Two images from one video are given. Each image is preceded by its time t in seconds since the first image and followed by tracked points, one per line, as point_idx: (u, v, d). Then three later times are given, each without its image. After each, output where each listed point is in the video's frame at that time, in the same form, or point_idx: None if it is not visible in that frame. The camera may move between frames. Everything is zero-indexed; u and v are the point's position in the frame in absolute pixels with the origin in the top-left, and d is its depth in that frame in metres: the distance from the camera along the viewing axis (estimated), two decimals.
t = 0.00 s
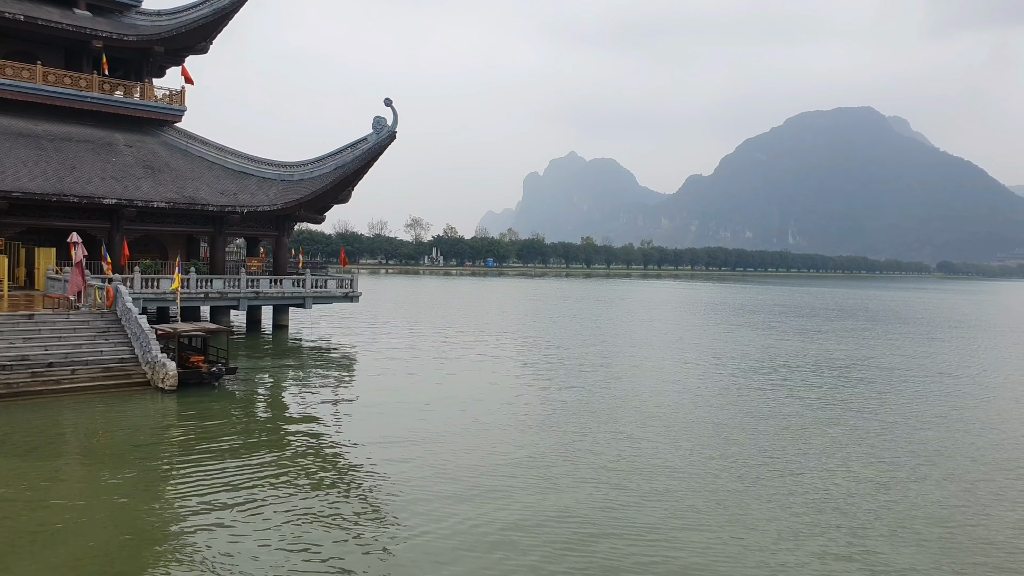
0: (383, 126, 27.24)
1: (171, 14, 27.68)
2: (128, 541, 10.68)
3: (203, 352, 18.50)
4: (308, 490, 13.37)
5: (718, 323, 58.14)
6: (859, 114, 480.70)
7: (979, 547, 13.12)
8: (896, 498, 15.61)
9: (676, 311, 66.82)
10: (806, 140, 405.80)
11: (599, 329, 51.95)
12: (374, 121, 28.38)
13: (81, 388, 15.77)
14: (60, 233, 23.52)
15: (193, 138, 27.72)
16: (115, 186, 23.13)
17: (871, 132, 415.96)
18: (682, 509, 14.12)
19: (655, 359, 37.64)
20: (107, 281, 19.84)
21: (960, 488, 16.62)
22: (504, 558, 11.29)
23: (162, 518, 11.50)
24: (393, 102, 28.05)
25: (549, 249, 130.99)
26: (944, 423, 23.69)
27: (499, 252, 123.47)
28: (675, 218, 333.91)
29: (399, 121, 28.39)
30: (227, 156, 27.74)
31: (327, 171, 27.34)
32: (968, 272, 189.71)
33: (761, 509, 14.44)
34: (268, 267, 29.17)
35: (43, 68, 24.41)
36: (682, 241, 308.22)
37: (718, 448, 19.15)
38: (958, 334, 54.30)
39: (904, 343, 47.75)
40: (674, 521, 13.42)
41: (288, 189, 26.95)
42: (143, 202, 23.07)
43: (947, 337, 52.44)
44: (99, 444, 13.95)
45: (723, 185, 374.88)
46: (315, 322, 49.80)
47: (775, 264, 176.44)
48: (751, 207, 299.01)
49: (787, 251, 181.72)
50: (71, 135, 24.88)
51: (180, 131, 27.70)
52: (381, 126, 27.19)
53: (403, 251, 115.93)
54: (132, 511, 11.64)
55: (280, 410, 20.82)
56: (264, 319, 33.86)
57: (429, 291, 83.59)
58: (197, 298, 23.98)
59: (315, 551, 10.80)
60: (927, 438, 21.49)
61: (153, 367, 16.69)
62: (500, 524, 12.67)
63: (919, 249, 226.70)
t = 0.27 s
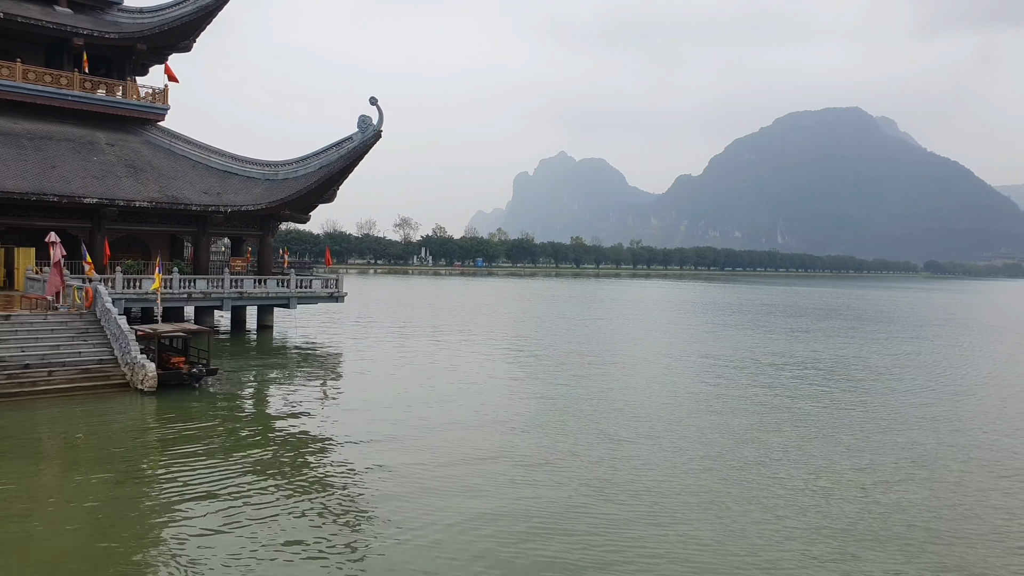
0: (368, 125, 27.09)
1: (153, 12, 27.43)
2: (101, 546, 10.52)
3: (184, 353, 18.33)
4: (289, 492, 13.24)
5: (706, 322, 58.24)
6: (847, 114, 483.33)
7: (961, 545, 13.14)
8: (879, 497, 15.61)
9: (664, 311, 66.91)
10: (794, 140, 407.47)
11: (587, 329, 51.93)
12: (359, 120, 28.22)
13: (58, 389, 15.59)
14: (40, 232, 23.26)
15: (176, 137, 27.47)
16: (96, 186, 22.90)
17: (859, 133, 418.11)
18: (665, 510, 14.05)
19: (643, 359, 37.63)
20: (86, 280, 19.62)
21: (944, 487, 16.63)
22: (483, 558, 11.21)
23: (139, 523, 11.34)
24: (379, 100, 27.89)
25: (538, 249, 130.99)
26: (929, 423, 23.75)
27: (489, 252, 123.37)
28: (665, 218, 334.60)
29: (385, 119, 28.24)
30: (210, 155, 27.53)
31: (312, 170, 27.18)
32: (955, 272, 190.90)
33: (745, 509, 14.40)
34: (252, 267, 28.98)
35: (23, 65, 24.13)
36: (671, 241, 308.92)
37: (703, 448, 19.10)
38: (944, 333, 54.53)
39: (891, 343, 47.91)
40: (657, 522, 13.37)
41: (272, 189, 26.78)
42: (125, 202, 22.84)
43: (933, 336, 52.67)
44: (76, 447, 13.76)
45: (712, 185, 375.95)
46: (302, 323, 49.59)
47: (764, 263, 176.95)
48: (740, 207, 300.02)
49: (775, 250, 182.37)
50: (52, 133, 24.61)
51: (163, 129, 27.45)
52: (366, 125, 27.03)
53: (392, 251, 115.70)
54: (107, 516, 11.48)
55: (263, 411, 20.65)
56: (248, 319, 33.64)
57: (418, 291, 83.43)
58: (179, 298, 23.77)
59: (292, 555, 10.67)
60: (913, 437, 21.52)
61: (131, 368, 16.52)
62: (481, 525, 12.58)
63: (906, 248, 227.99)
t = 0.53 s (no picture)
0: (353, 124, 26.91)
1: (136, 9, 27.16)
2: (74, 552, 10.35)
3: (164, 354, 18.17)
4: (269, 495, 13.09)
5: (693, 322, 58.32)
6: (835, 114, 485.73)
7: (944, 546, 13.13)
8: (862, 496, 15.60)
9: (652, 311, 66.97)
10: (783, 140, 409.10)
11: (574, 329, 51.90)
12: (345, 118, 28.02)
13: (34, 391, 15.40)
14: (20, 232, 22.98)
15: (159, 136, 27.20)
16: (77, 185, 22.65)
17: (846, 133, 420.24)
18: (648, 511, 13.98)
19: (629, 359, 37.62)
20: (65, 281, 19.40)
21: (927, 486, 16.64)
22: (461, 561, 11.13)
23: (116, 529, 11.17)
24: (364, 99, 27.70)
25: (527, 248, 130.92)
26: (914, 422, 23.79)
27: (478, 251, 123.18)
28: (654, 217, 335.25)
29: (370, 118, 28.07)
30: (194, 154, 27.29)
31: (297, 169, 26.98)
32: (942, 272, 192.13)
33: (728, 510, 14.35)
34: (236, 266, 28.75)
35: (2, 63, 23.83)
36: (660, 240, 309.64)
37: (688, 448, 19.06)
38: (930, 333, 54.77)
39: (877, 342, 48.07)
40: (639, 523, 13.30)
41: (257, 188, 26.59)
42: (106, 201, 22.60)
43: (919, 335, 52.90)
44: (53, 450, 13.56)
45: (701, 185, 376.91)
46: (288, 323, 49.33)
47: (752, 262, 177.49)
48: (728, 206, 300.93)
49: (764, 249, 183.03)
50: (32, 132, 24.32)
51: (146, 128, 27.18)
52: (351, 124, 26.85)
53: (381, 251, 115.39)
54: (82, 521, 11.30)
55: (245, 412, 20.47)
56: (232, 319, 33.40)
57: (406, 291, 83.23)
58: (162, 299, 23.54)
59: (270, 559, 10.54)
60: (897, 436, 21.55)
61: (110, 370, 16.34)
62: (462, 528, 12.48)
63: (893, 248, 229.30)
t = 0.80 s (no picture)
0: (338, 122, 26.74)
1: (117, 6, 26.89)
2: (45, 559, 10.18)
3: (143, 355, 18.05)
4: (248, 499, 12.95)
5: (680, 322, 58.38)
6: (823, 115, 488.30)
7: (927, 546, 13.09)
8: (846, 496, 15.56)
9: (641, 311, 66.98)
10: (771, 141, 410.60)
11: (561, 329, 51.86)
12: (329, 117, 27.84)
13: (10, 393, 15.26)
14: None
15: (141, 134, 26.95)
16: (57, 183, 22.40)
17: (834, 133, 422.28)
18: (630, 512, 13.90)
19: (616, 359, 37.57)
20: (44, 281, 19.17)
21: (911, 487, 16.62)
22: (436, 565, 11.06)
23: (90, 534, 11.01)
24: (349, 97, 27.54)
25: (515, 248, 130.86)
26: (900, 422, 23.80)
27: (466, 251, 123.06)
28: (643, 217, 335.88)
29: (355, 117, 27.89)
30: (177, 153, 27.05)
31: (281, 168, 26.76)
32: (928, 272, 193.32)
33: (711, 510, 14.28)
34: (220, 266, 28.54)
35: None
36: (649, 241, 310.27)
37: (673, 449, 18.99)
38: (917, 333, 54.97)
39: (864, 342, 48.20)
40: (621, 524, 13.21)
41: (240, 187, 26.41)
42: (86, 200, 22.37)
43: (905, 335, 53.10)
44: (28, 455, 13.37)
45: (690, 185, 377.88)
46: (275, 323, 49.10)
47: (741, 262, 178.07)
48: (717, 207, 301.80)
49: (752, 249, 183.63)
50: (11, 130, 24.03)
51: (128, 126, 26.92)
52: (336, 122, 26.67)
53: (369, 250, 115.04)
54: (56, 526, 11.14)
55: (227, 413, 20.29)
56: (216, 320, 33.14)
57: (394, 291, 83.00)
58: (144, 299, 23.32)
59: (246, 565, 10.41)
60: (883, 437, 21.54)
61: (87, 371, 16.20)
62: (442, 531, 12.36)
63: (880, 248, 230.58)
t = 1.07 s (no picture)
0: (322, 122, 26.62)
1: (99, 4, 26.69)
2: (19, 563, 10.07)
3: (123, 356, 18.00)
4: (229, 501, 12.87)
5: (667, 322, 58.48)
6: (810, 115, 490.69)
7: (909, 542, 13.12)
8: (829, 493, 15.59)
9: (628, 311, 67.04)
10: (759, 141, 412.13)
11: (549, 329, 51.84)
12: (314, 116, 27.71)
13: None
14: None
15: (124, 134, 26.75)
16: (37, 182, 22.20)
17: (821, 134, 424.31)
18: (612, 511, 13.89)
19: (602, 359, 37.56)
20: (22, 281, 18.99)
21: (894, 484, 16.67)
22: (414, 565, 11.02)
23: (68, 538, 10.92)
24: (334, 97, 27.43)
25: (504, 247, 130.75)
26: (884, 420, 23.89)
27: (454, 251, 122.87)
28: (631, 217, 336.54)
29: (340, 116, 27.77)
30: (160, 153, 26.88)
31: (266, 168, 26.63)
32: (914, 272, 194.59)
33: (694, 509, 14.28)
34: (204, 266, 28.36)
35: None
36: (637, 241, 310.83)
37: (657, 448, 18.99)
38: (902, 332, 55.23)
39: (849, 341, 48.40)
40: (604, 523, 13.17)
41: (224, 187, 26.26)
42: (67, 199, 22.18)
43: (891, 334, 53.37)
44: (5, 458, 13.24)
45: (678, 185, 378.83)
46: (261, 323, 48.86)
47: (728, 262, 178.67)
48: (705, 207, 302.73)
49: (739, 249, 184.31)
50: None
51: (110, 125, 26.71)
52: (321, 122, 26.55)
53: (357, 250, 114.68)
54: (31, 530, 11.03)
55: (209, 414, 20.14)
56: (201, 320, 32.94)
57: (381, 291, 82.74)
58: (125, 299, 23.13)
59: (223, 567, 10.34)
60: (867, 435, 21.60)
61: (65, 372, 16.16)
62: (424, 531, 12.30)
63: (866, 248, 231.86)
